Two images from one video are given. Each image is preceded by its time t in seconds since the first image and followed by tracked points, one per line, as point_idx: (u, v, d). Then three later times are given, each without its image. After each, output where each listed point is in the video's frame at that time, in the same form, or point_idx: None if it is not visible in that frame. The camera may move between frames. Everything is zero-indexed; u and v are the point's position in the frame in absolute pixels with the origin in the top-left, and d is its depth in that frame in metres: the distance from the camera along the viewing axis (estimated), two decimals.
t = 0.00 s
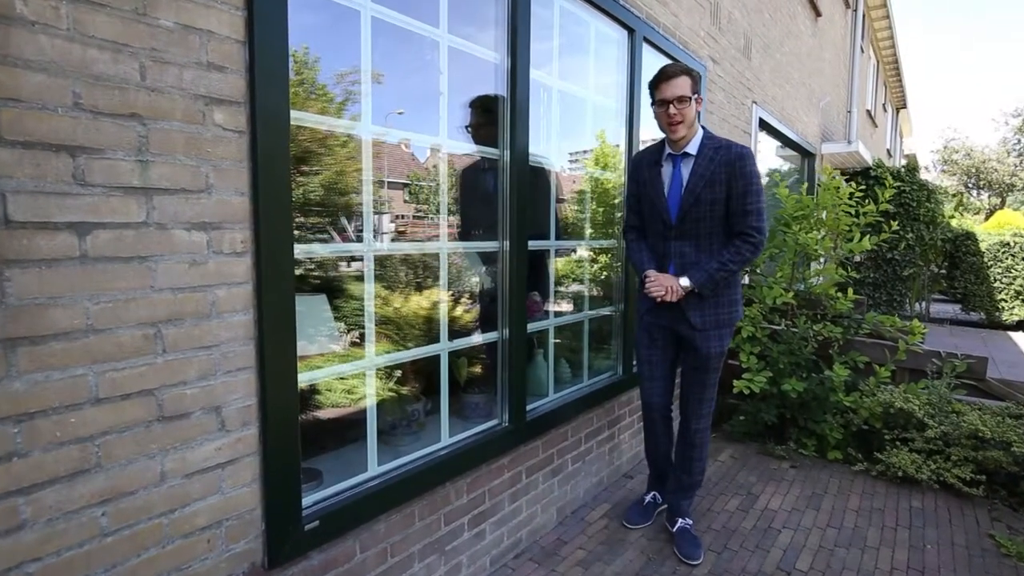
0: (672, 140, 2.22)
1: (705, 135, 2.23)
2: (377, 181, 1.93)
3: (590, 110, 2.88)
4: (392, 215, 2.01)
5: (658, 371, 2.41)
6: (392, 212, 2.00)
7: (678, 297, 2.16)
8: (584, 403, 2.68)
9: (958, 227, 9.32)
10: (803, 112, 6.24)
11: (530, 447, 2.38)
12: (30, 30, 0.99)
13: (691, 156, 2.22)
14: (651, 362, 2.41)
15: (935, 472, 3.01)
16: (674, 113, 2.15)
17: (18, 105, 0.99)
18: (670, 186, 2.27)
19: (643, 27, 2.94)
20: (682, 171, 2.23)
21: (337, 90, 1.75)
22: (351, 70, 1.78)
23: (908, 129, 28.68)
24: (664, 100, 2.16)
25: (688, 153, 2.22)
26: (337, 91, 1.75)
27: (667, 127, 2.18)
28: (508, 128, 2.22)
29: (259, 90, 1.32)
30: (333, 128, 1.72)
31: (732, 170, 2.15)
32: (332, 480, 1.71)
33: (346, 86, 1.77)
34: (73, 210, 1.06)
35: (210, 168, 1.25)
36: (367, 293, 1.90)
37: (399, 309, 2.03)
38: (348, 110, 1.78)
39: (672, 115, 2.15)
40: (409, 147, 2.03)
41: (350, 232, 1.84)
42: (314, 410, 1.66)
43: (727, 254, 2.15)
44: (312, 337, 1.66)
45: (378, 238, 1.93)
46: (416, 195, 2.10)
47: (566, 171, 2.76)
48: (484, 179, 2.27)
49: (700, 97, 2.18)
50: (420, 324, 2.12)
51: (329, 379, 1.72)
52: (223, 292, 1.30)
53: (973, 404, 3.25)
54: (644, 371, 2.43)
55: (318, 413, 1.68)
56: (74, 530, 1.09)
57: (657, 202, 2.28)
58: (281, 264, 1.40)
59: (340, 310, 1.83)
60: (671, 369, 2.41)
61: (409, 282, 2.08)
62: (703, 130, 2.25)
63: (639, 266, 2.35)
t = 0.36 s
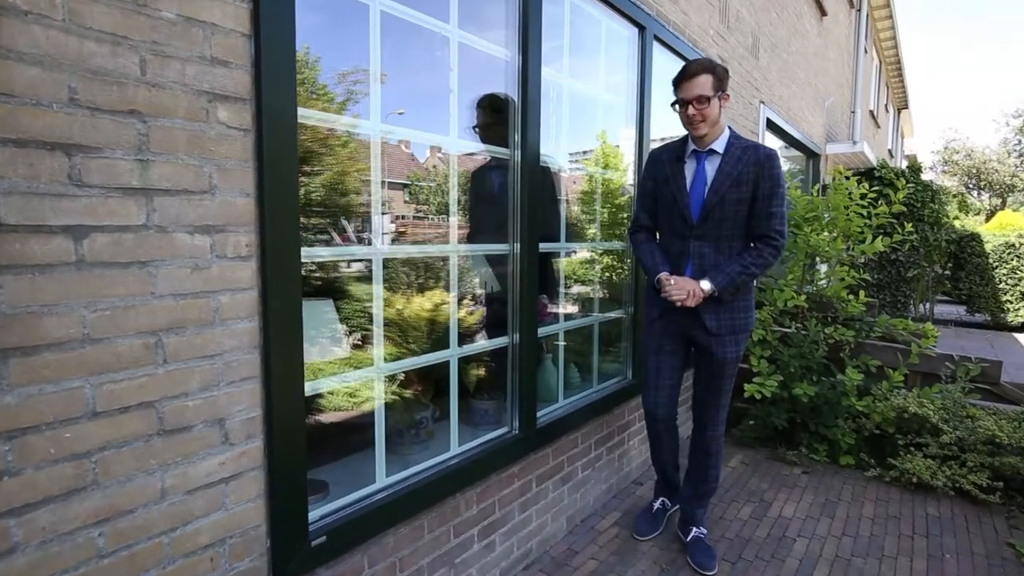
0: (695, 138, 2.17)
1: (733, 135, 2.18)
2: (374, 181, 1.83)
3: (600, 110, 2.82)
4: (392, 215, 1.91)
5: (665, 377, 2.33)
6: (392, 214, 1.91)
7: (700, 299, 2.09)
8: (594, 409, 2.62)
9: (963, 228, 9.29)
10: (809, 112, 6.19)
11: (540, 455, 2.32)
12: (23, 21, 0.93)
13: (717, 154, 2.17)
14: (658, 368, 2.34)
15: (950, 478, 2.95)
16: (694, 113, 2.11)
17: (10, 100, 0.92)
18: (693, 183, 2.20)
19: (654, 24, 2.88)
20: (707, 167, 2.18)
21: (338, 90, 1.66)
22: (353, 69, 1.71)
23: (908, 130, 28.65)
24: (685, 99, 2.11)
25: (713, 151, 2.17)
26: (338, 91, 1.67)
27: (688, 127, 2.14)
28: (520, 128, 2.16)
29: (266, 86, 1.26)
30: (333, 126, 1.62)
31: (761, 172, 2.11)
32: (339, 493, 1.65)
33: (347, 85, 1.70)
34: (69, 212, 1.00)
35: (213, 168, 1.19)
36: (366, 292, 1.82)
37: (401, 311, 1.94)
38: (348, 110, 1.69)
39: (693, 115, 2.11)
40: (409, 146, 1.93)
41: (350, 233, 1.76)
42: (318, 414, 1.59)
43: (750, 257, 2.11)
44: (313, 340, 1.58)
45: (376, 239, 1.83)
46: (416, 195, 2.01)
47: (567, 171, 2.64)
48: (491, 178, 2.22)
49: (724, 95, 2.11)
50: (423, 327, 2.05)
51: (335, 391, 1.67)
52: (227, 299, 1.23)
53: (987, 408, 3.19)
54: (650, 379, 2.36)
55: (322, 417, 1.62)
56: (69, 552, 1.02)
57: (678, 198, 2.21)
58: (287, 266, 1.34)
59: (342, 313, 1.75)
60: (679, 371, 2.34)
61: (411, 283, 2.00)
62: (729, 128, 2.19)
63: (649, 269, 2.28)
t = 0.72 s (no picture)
0: (687, 143, 2.09)
1: (721, 137, 2.15)
2: (369, 184, 1.80)
3: (599, 111, 2.79)
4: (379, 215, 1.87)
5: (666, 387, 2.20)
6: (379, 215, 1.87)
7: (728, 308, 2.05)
8: (592, 415, 2.58)
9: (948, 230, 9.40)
10: (800, 114, 6.21)
11: (539, 462, 2.28)
12: None
13: (711, 159, 2.11)
14: (661, 373, 2.21)
15: (946, 481, 2.95)
16: (687, 117, 2.02)
17: None
18: (692, 190, 2.12)
19: (652, 25, 2.86)
20: (704, 173, 2.11)
21: (326, 91, 1.58)
22: (339, 71, 1.64)
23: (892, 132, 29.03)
24: (676, 102, 2.02)
25: (708, 155, 2.10)
26: (327, 91, 1.59)
27: (681, 132, 2.05)
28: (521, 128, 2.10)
29: (260, 83, 1.20)
30: (322, 125, 1.52)
31: (759, 171, 2.11)
32: (335, 507, 1.58)
33: (336, 86, 1.62)
34: (49, 217, 0.93)
35: (205, 170, 1.13)
36: (357, 294, 1.76)
37: (393, 313, 1.88)
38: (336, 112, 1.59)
39: (686, 119, 2.02)
40: (398, 147, 1.84)
41: (338, 235, 1.70)
42: (307, 419, 1.51)
43: (764, 257, 2.11)
44: (303, 345, 1.50)
45: (365, 238, 1.79)
46: (404, 196, 1.95)
47: (554, 172, 2.50)
48: (478, 182, 2.16)
49: (714, 97, 2.05)
50: (414, 329, 2.01)
51: (327, 404, 1.60)
52: (219, 307, 1.17)
53: (981, 410, 3.20)
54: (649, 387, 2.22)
55: (311, 422, 1.53)
56: None
57: (681, 207, 2.11)
58: (283, 273, 1.28)
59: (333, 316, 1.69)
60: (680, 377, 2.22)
61: (400, 285, 1.90)
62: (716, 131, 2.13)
63: (613, 305, 2.16)
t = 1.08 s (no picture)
0: (652, 146, 2.06)
1: (685, 137, 2.13)
2: (354, 184, 1.73)
3: (588, 110, 2.80)
4: (361, 217, 1.78)
5: (646, 392, 2.19)
6: (359, 215, 1.77)
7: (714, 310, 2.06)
8: (582, 417, 2.56)
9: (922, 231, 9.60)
10: (779, 116, 6.29)
11: (531, 466, 2.25)
12: None
13: (677, 160, 2.10)
14: (640, 377, 2.19)
15: (930, 478, 2.99)
16: (651, 120, 1.98)
17: None
18: (660, 194, 2.10)
19: (639, 25, 2.87)
20: (671, 176, 2.09)
21: (308, 90, 1.50)
22: (318, 68, 1.55)
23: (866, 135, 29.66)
24: (639, 105, 1.98)
25: (674, 157, 2.09)
26: (306, 91, 1.50)
27: (646, 135, 2.01)
28: (511, 131, 2.10)
29: (250, 77, 1.16)
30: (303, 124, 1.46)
31: (727, 168, 2.12)
32: (325, 515, 1.54)
33: (316, 85, 1.54)
34: (28, 214, 0.88)
35: (192, 166, 1.08)
36: (337, 296, 1.68)
37: (377, 316, 1.81)
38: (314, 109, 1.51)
39: (651, 122, 1.98)
40: (376, 147, 1.76)
41: (317, 237, 1.58)
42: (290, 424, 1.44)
43: (738, 252, 2.14)
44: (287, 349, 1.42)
45: (346, 241, 1.69)
46: (385, 197, 1.85)
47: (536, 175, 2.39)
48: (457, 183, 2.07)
49: (676, 97, 2.02)
50: (398, 331, 1.91)
51: (311, 409, 1.54)
52: (207, 310, 1.12)
53: (961, 408, 3.26)
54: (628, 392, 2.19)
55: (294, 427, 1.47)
56: None
57: (650, 213, 2.08)
58: (275, 273, 1.23)
59: (314, 318, 1.59)
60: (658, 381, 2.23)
61: (384, 287, 1.81)
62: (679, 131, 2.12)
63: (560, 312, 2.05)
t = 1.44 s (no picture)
0: (633, 142, 2.04)
1: (666, 134, 2.12)
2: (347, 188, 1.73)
3: (580, 109, 2.80)
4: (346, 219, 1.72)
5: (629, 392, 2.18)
6: (343, 216, 1.72)
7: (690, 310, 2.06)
8: (574, 418, 2.54)
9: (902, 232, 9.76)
10: (764, 117, 6.34)
11: (523, 467, 2.22)
12: None
13: (658, 158, 2.09)
14: (620, 379, 2.17)
15: (916, 475, 3.01)
16: (632, 115, 1.96)
17: None
18: (640, 191, 2.09)
19: (629, 24, 2.87)
20: (652, 174, 2.09)
21: (291, 90, 1.46)
22: (301, 68, 1.50)
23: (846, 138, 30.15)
24: (619, 100, 1.96)
25: (655, 154, 2.08)
26: (290, 91, 1.46)
27: (627, 131, 1.99)
28: (504, 130, 2.09)
29: (240, 68, 1.12)
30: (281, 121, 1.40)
31: (706, 167, 2.13)
32: (315, 521, 1.50)
33: (300, 84, 1.49)
34: (6, 208, 0.84)
35: (179, 159, 1.04)
36: (319, 299, 1.63)
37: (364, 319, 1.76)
38: (296, 110, 1.45)
39: (632, 117, 1.96)
40: (360, 148, 1.72)
41: (301, 239, 1.52)
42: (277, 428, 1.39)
43: (714, 252, 2.15)
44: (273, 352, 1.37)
45: (329, 243, 1.63)
46: (370, 199, 1.80)
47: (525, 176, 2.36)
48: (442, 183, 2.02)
49: (658, 92, 2.00)
50: (385, 333, 1.86)
51: (296, 412, 1.49)
52: (195, 308, 1.08)
53: (946, 405, 3.30)
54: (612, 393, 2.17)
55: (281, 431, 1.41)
56: None
57: (631, 211, 2.06)
58: (265, 267, 1.19)
59: (297, 320, 1.53)
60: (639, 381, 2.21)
61: (370, 289, 1.77)
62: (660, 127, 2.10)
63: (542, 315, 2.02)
